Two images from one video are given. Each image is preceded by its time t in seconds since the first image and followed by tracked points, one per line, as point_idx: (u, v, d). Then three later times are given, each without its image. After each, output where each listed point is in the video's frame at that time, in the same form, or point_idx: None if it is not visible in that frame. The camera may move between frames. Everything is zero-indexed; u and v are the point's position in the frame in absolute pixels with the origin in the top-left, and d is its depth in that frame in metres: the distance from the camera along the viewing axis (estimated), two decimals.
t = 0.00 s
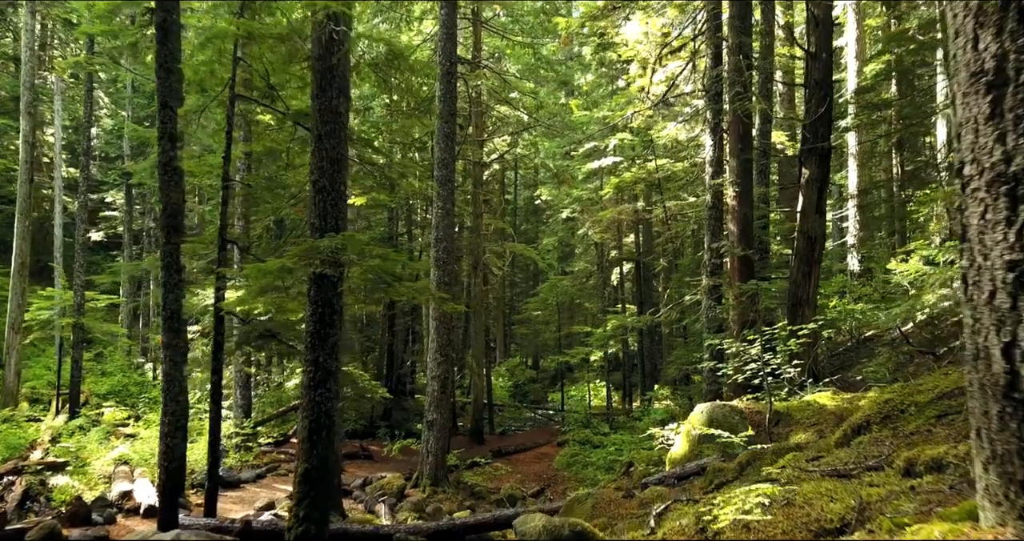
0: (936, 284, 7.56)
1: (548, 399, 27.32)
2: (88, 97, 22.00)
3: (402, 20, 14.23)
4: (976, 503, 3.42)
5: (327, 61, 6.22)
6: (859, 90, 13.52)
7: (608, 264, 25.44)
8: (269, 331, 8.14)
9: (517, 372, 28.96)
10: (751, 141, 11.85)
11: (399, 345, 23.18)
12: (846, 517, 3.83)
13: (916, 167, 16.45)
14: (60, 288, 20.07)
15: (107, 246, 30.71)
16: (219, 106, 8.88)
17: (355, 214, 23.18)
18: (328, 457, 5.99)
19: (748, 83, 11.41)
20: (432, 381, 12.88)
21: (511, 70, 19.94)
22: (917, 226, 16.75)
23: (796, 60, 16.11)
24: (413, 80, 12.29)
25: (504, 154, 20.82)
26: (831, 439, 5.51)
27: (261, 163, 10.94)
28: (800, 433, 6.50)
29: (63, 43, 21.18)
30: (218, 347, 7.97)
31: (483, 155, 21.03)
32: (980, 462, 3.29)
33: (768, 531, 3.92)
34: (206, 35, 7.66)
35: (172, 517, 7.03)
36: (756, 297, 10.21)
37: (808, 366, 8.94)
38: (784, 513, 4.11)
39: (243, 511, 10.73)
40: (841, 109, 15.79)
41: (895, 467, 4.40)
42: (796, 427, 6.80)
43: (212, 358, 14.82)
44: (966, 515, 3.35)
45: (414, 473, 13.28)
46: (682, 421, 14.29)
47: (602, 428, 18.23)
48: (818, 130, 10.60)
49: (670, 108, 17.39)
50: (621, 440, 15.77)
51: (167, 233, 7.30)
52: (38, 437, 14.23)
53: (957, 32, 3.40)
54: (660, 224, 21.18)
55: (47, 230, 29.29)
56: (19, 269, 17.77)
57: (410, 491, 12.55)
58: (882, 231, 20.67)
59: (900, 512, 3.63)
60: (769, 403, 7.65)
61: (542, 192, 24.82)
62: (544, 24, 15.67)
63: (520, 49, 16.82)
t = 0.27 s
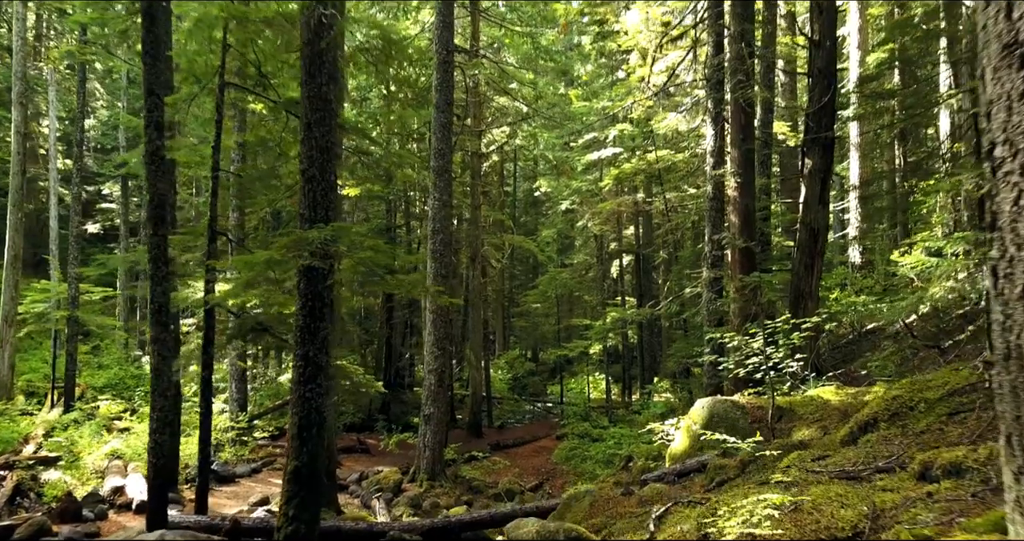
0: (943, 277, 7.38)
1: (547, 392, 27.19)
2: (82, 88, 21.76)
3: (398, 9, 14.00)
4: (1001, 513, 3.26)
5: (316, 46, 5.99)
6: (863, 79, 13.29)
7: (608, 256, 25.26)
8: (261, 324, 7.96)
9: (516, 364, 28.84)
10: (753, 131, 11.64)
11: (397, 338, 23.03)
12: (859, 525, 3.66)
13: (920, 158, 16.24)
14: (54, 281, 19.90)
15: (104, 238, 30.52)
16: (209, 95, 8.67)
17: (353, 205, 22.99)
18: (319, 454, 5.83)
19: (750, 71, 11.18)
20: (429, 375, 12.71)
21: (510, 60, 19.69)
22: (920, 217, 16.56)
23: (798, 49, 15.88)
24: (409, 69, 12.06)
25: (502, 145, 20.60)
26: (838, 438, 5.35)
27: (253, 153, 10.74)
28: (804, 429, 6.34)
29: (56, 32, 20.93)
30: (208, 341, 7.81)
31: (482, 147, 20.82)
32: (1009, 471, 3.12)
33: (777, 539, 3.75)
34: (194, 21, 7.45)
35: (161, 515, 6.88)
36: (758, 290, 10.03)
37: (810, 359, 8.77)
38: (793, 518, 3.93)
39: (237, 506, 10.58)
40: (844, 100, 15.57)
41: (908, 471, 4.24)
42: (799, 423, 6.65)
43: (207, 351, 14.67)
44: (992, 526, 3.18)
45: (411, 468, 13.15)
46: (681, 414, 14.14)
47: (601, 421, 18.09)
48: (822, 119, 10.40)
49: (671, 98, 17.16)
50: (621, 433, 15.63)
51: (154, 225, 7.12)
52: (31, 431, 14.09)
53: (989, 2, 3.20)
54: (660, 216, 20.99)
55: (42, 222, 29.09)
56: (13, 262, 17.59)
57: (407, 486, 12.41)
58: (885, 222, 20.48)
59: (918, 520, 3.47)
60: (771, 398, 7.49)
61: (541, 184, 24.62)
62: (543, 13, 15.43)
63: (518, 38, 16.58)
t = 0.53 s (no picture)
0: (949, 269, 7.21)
1: (547, 384, 27.08)
2: (76, 78, 21.56)
3: None
4: None
5: (306, 31, 5.79)
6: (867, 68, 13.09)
7: (607, 248, 25.10)
8: (253, 317, 7.82)
9: (516, 356, 28.73)
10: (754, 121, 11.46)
11: (395, 330, 22.90)
12: (871, 532, 3.49)
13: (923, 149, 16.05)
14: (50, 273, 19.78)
15: (102, 230, 30.39)
16: (199, 83, 8.49)
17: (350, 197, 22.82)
18: (310, 451, 5.69)
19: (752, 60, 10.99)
20: (426, 368, 12.58)
21: (509, 50, 19.48)
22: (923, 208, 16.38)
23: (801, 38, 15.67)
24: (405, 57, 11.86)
25: (501, 136, 20.41)
26: (843, 435, 5.22)
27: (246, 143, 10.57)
28: (807, 424, 6.21)
29: (50, 22, 20.72)
30: (199, 334, 7.66)
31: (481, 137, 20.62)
32: None
33: None
34: (182, 6, 7.26)
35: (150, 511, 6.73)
36: (759, 282, 9.88)
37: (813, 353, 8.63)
38: (800, 524, 3.75)
39: (232, 500, 10.44)
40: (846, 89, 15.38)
41: (921, 474, 4.09)
42: (802, 419, 6.51)
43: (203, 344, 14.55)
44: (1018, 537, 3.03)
45: (409, 461, 13.03)
46: (681, 407, 14.01)
47: (601, 414, 17.97)
48: (825, 109, 10.22)
49: (671, 88, 16.96)
50: (620, 426, 15.51)
51: (142, 216, 6.97)
52: (26, 424, 13.99)
53: None
54: (660, 207, 20.81)
55: (39, 214, 28.94)
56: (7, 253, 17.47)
57: (404, 479, 12.30)
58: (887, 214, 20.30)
59: (932, 528, 3.33)
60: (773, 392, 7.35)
61: (541, 175, 24.43)
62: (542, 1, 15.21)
63: (517, 27, 16.36)
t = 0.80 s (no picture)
0: (956, 260, 7.04)
1: (546, 376, 27.00)
2: (70, 67, 21.33)
3: None
4: None
5: (295, 14, 5.59)
6: (871, 56, 12.87)
7: (607, 238, 24.92)
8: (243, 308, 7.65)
9: (515, 348, 28.60)
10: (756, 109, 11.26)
11: (394, 322, 22.77)
12: None
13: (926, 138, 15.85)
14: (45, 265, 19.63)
15: (99, 221, 30.22)
16: (189, 71, 8.29)
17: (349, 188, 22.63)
18: (300, 447, 5.55)
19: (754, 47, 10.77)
20: (423, 360, 12.43)
21: (508, 39, 19.24)
22: (927, 199, 16.19)
23: (804, 26, 15.45)
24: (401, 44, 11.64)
25: (500, 126, 20.19)
26: (849, 432, 5.08)
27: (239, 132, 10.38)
28: (811, 420, 6.07)
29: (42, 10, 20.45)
30: (190, 326, 7.51)
31: (480, 127, 20.41)
32: None
33: None
34: None
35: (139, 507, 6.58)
36: (761, 274, 9.72)
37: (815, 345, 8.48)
38: (809, 530, 3.58)
39: (226, 494, 10.30)
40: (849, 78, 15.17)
41: (935, 478, 3.93)
42: (804, 413, 6.37)
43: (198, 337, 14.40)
44: None
45: (406, 454, 12.91)
46: (681, 399, 13.89)
47: (600, 406, 17.86)
48: (828, 97, 10.02)
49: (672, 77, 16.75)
50: (619, 419, 15.39)
51: (130, 206, 6.80)
52: (20, 416, 13.87)
53: None
54: (660, 198, 20.63)
55: (36, 205, 28.74)
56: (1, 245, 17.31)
57: (401, 473, 12.18)
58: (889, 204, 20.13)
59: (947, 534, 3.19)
60: (775, 386, 7.21)
61: (540, 166, 24.21)
62: None
63: (516, 15, 16.12)
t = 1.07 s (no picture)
0: (964, 250, 6.85)
1: (545, 366, 26.85)
2: (63, 54, 21.02)
3: None
4: None
5: None
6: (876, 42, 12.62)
7: (606, 228, 24.70)
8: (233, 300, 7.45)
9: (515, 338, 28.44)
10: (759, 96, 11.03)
11: (391, 313, 22.58)
12: None
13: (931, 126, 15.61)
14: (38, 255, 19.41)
15: (94, 210, 29.96)
16: (176, 55, 8.05)
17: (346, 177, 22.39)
18: (288, 444, 5.37)
19: (757, 32, 10.52)
20: (419, 352, 12.26)
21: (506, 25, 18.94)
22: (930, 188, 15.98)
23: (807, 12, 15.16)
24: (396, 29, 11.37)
25: (499, 114, 19.93)
26: (856, 429, 4.90)
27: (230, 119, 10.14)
28: (815, 414, 5.89)
29: None
30: (178, 319, 7.32)
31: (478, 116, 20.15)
32: None
33: None
34: None
35: (124, 504, 6.41)
36: (763, 265, 9.53)
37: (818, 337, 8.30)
38: (820, 537, 3.37)
39: (218, 489, 10.14)
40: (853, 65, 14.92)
41: (951, 481, 3.73)
42: (808, 408, 6.19)
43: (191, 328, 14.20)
44: None
45: (402, 447, 12.76)
46: (681, 391, 13.73)
47: (599, 398, 17.71)
48: (833, 83, 9.79)
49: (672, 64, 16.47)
50: (618, 410, 15.23)
51: (114, 194, 6.58)
52: (12, 409, 13.70)
53: None
54: (660, 187, 20.40)
55: (30, 194, 28.47)
56: None
57: (397, 466, 12.02)
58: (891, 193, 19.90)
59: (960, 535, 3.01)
60: (777, 380, 7.03)
61: (539, 155, 23.94)
62: None
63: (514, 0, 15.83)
